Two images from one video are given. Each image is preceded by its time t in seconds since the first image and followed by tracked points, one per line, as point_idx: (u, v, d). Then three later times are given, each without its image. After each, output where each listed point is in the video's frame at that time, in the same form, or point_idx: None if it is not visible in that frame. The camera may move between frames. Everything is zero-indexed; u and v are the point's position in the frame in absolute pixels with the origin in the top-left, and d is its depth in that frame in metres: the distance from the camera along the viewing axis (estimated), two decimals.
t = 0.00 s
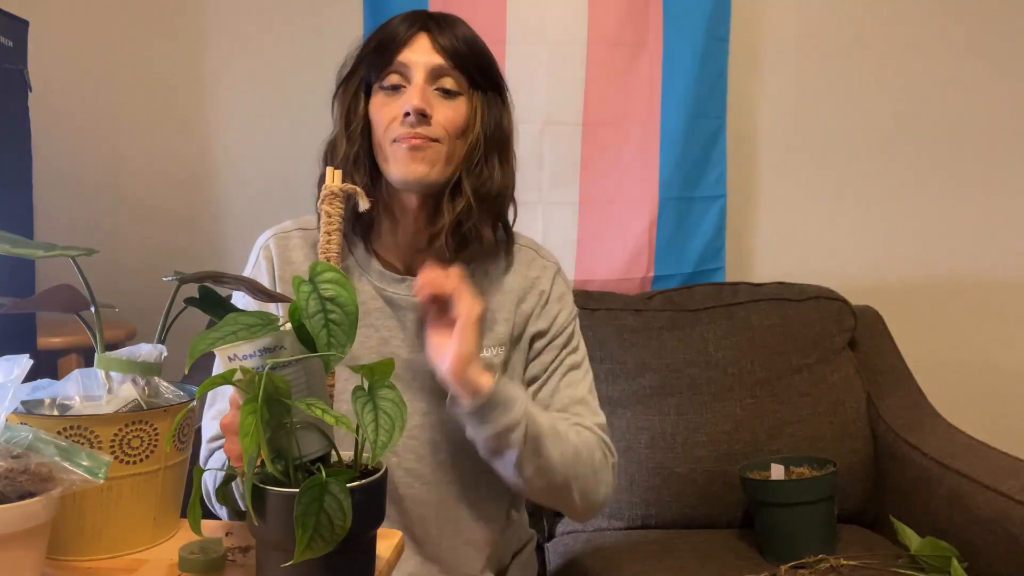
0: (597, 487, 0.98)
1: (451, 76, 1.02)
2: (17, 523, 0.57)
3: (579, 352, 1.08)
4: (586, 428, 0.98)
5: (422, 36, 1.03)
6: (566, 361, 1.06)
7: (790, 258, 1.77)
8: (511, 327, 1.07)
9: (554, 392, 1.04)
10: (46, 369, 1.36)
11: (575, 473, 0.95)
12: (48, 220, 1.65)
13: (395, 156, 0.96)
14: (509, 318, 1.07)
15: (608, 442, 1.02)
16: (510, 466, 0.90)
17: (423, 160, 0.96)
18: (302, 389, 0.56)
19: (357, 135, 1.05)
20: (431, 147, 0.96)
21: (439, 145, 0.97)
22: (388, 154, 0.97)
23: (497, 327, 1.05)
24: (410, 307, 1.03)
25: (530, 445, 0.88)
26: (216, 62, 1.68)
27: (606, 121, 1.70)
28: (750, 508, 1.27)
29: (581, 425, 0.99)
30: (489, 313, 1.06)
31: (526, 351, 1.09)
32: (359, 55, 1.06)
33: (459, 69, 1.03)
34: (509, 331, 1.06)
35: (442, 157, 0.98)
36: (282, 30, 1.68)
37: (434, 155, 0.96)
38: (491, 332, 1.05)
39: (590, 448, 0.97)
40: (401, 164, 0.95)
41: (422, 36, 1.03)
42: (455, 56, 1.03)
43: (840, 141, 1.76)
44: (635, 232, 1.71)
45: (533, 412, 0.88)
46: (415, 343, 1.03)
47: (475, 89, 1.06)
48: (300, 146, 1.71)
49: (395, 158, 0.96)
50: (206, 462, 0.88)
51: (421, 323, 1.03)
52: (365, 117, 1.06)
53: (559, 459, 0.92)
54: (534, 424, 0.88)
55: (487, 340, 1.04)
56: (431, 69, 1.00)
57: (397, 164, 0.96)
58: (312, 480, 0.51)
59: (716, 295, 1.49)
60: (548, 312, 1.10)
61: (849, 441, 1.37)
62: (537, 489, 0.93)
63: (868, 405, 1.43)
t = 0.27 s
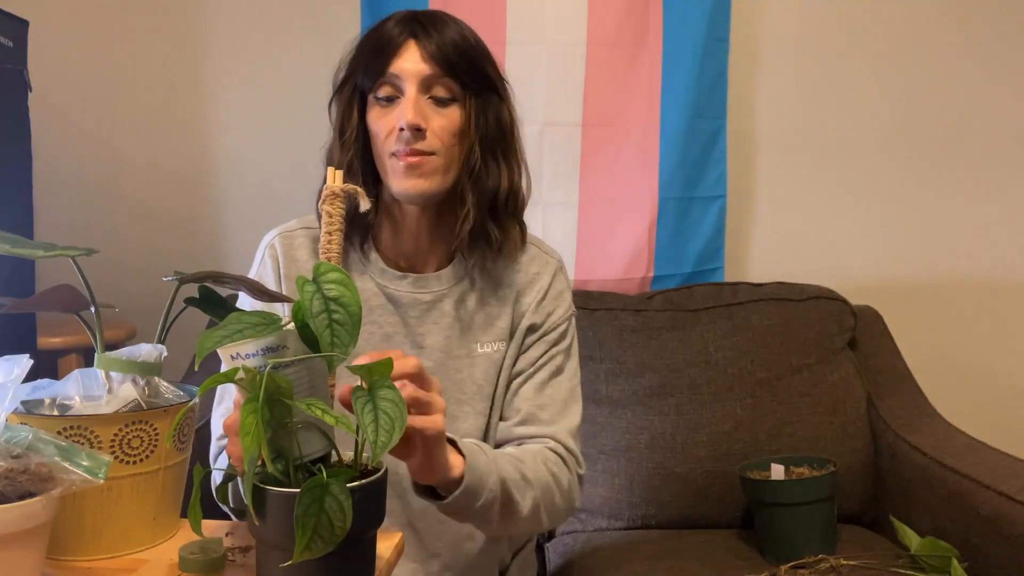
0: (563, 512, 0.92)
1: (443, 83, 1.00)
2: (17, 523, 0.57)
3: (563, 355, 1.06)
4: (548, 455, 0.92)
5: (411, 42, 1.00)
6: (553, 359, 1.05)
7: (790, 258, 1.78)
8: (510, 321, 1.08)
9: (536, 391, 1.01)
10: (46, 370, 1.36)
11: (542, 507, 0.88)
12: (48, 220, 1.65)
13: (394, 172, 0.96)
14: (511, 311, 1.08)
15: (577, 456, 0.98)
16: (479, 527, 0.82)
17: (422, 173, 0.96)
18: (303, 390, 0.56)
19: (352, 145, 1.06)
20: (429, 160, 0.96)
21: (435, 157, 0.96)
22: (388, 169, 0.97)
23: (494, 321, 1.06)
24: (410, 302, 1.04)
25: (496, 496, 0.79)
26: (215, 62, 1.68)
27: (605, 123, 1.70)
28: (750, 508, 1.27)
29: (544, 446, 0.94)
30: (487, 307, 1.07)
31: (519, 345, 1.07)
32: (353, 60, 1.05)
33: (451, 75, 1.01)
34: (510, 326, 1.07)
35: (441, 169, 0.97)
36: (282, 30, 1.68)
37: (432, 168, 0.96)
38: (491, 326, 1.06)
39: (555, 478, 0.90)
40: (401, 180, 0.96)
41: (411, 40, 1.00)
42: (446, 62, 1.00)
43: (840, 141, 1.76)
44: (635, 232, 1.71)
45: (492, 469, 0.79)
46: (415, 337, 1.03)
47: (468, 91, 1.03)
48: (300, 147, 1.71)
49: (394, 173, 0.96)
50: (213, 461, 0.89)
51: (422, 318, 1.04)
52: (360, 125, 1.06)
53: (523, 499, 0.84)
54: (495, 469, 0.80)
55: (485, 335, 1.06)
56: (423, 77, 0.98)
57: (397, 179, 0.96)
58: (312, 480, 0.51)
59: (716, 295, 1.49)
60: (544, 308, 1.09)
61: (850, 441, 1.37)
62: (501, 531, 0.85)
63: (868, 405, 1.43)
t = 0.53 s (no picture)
0: (528, 515, 0.93)
1: (443, 83, 1.00)
2: (17, 523, 0.57)
3: (549, 355, 1.05)
4: (519, 459, 0.91)
5: (412, 41, 1.00)
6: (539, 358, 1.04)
7: (790, 258, 1.77)
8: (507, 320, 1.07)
9: (519, 388, 1.01)
10: (47, 370, 1.36)
11: (506, 510, 0.88)
12: (48, 221, 1.65)
13: (394, 172, 0.96)
14: (507, 309, 1.07)
15: (551, 461, 0.97)
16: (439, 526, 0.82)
17: (422, 174, 0.96)
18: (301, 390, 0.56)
19: (353, 144, 1.06)
20: (429, 161, 0.96)
21: (435, 157, 0.97)
22: (388, 169, 0.97)
23: (491, 319, 1.06)
24: (409, 301, 1.04)
25: (460, 501, 0.78)
26: (216, 62, 1.68)
27: (605, 123, 1.70)
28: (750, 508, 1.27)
29: (516, 447, 0.94)
30: (484, 305, 1.07)
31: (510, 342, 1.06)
32: (353, 61, 1.05)
33: (450, 75, 1.01)
34: (506, 324, 1.06)
35: (440, 169, 0.98)
36: (282, 30, 1.68)
37: (432, 168, 0.96)
38: (487, 324, 1.06)
39: (523, 482, 0.90)
40: (401, 180, 0.96)
41: (411, 41, 1.00)
42: (446, 62, 1.00)
43: (840, 141, 1.76)
44: (635, 232, 1.71)
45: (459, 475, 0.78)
46: (414, 337, 1.03)
47: (468, 91, 1.03)
48: (300, 147, 1.71)
49: (394, 173, 0.96)
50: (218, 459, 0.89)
51: (420, 316, 1.04)
52: (361, 124, 1.06)
53: (487, 504, 0.84)
54: (463, 474, 0.79)
55: (481, 335, 1.05)
56: (422, 78, 0.98)
57: (397, 179, 0.96)
58: (311, 478, 0.51)
59: (716, 295, 1.49)
60: (537, 306, 1.08)
61: (850, 441, 1.37)
62: (462, 531, 0.85)
63: (868, 405, 1.43)
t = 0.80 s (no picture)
0: (526, 513, 0.93)
1: (440, 82, 1.00)
2: (17, 523, 0.57)
3: (548, 352, 1.06)
4: (518, 458, 0.91)
5: (409, 41, 1.00)
6: (538, 356, 1.04)
7: (790, 258, 1.77)
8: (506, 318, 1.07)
9: (518, 386, 1.01)
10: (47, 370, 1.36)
11: (504, 510, 0.88)
12: (48, 221, 1.65)
13: (393, 172, 0.96)
14: (505, 308, 1.07)
15: (551, 461, 0.97)
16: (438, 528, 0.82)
17: (420, 173, 0.96)
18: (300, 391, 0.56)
19: (351, 144, 1.06)
20: (427, 160, 0.96)
21: (433, 156, 0.97)
22: (386, 169, 0.97)
23: (489, 318, 1.06)
24: (409, 300, 1.04)
25: (457, 502, 0.78)
26: (216, 62, 1.68)
27: (605, 122, 1.70)
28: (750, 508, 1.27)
29: (515, 445, 0.94)
30: (484, 304, 1.07)
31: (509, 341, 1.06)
32: (351, 60, 1.05)
33: (448, 74, 1.01)
34: (505, 322, 1.06)
35: (439, 168, 0.97)
36: (282, 30, 1.68)
37: (430, 168, 0.96)
38: (486, 323, 1.06)
39: (521, 481, 0.90)
40: (399, 179, 0.96)
41: (408, 40, 1.00)
42: (443, 61, 1.00)
43: (840, 141, 1.76)
44: (635, 231, 1.71)
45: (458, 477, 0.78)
46: (413, 336, 1.03)
47: (466, 90, 1.03)
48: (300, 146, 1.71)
49: (392, 172, 0.96)
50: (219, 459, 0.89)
51: (419, 316, 1.04)
52: (359, 124, 1.06)
53: (485, 504, 0.84)
54: (461, 475, 0.79)
55: (480, 334, 1.05)
56: (420, 77, 0.98)
57: (395, 179, 0.96)
58: (312, 479, 0.51)
59: (716, 295, 1.49)
60: (536, 304, 1.08)
61: (850, 441, 1.37)
62: (460, 531, 0.85)
63: (868, 405, 1.43)
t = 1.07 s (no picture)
0: (528, 514, 0.93)
1: (437, 82, 1.00)
2: (17, 523, 0.57)
3: (549, 354, 1.05)
4: (518, 461, 0.91)
5: (406, 41, 1.00)
6: (539, 358, 1.04)
7: (790, 258, 1.77)
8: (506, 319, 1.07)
9: (519, 388, 1.00)
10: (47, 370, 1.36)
11: (505, 513, 0.88)
12: (49, 221, 1.65)
13: (390, 172, 0.96)
14: (505, 309, 1.07)
15: (551, 462, 0.97)
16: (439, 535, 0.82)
17: (418, 174, 0.96)
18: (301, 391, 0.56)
19: (349, 145, 1.06)
20: (424, 161, 0.96)
21: (430, 157, 0.97)
22: (384, 169, 0.97)
23: (489, 319, 1.06)
24: (408, 301, 1.04)
25: (458, 511, 0.78)
26: (216, 62, 1.68)
27: (604, 123, 1.70)
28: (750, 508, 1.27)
29: (515, 448, 0.93)
30: (483, 305, 1.07)
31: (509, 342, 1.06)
32: (349, 61, 1.05)
33: (445, 74, 1.01)
34: (504, 323, 1.06)
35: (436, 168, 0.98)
36: (282, 30, 1.68)
37: (428, 168, 0.96)
38: (485, 324, 1.06)
39: (522, 484, 0.90)
40: (397, 180, 0.96)
41: (405, 40, 1.00)
42: (440, 61, 1.00)
43: (841, 141, 1.76)
44: (635, 231, 1.71)
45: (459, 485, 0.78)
46: (412, 337, 1.03)
47: (463, 90, 1.03)
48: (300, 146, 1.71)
49: (390, 173, 0.96)
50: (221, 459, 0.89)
51: (418, 317, 1.04)
52: (356, 125, 1.06)
53: (486, 510, 0.84)
54: (461, 482, 0.79)
55: (479, 335, 1.05)
56: (417, 77, 0.98)
57: (393, 179, 0.96)
58: (307, 479, 0.51)
59: (716, 295, 1.50)
60: (536, 305, 1.08)
61: (850, 441, 1.37)
62: (462, 537, 0.85)
63: (868, 405, 1.43)
